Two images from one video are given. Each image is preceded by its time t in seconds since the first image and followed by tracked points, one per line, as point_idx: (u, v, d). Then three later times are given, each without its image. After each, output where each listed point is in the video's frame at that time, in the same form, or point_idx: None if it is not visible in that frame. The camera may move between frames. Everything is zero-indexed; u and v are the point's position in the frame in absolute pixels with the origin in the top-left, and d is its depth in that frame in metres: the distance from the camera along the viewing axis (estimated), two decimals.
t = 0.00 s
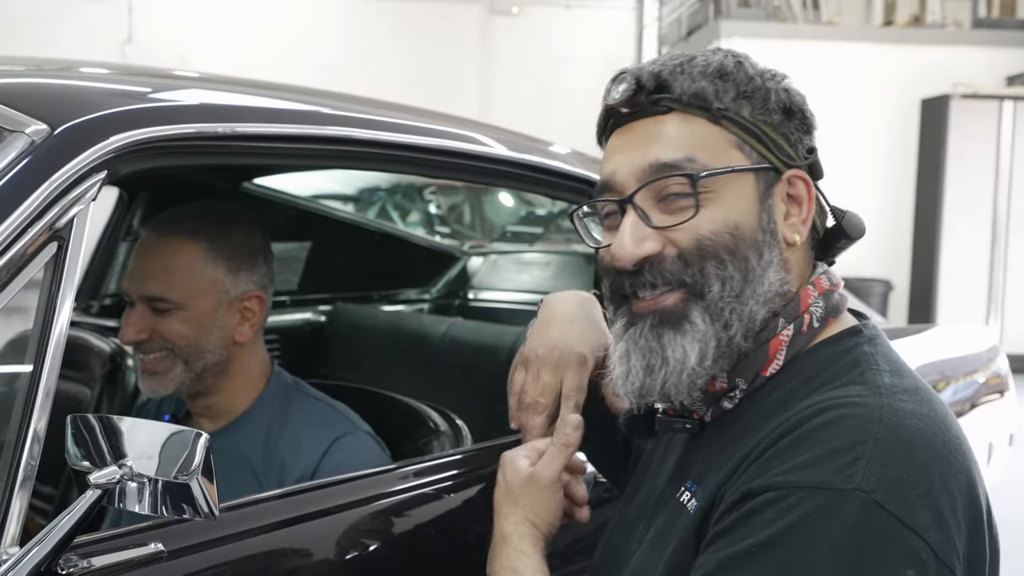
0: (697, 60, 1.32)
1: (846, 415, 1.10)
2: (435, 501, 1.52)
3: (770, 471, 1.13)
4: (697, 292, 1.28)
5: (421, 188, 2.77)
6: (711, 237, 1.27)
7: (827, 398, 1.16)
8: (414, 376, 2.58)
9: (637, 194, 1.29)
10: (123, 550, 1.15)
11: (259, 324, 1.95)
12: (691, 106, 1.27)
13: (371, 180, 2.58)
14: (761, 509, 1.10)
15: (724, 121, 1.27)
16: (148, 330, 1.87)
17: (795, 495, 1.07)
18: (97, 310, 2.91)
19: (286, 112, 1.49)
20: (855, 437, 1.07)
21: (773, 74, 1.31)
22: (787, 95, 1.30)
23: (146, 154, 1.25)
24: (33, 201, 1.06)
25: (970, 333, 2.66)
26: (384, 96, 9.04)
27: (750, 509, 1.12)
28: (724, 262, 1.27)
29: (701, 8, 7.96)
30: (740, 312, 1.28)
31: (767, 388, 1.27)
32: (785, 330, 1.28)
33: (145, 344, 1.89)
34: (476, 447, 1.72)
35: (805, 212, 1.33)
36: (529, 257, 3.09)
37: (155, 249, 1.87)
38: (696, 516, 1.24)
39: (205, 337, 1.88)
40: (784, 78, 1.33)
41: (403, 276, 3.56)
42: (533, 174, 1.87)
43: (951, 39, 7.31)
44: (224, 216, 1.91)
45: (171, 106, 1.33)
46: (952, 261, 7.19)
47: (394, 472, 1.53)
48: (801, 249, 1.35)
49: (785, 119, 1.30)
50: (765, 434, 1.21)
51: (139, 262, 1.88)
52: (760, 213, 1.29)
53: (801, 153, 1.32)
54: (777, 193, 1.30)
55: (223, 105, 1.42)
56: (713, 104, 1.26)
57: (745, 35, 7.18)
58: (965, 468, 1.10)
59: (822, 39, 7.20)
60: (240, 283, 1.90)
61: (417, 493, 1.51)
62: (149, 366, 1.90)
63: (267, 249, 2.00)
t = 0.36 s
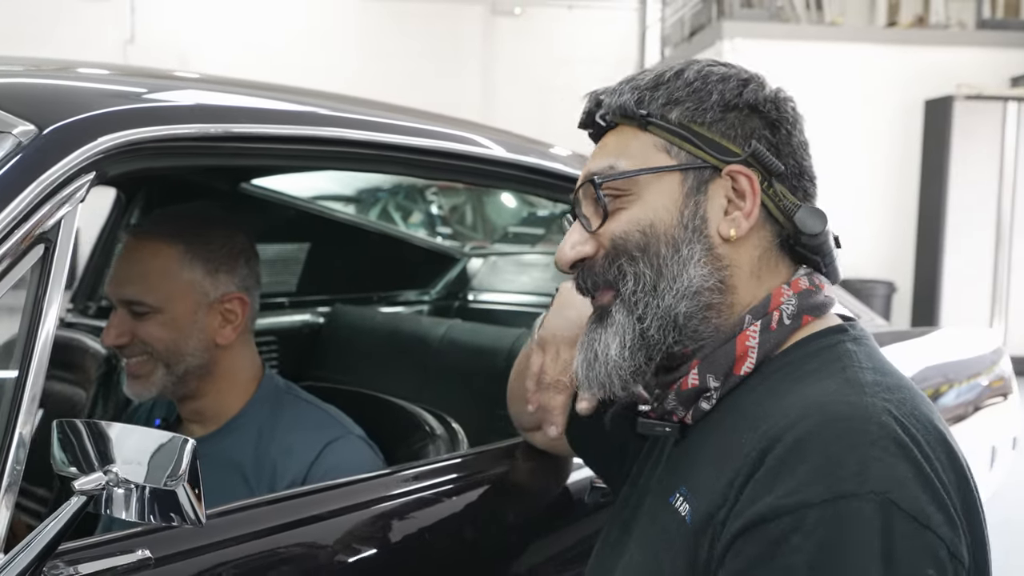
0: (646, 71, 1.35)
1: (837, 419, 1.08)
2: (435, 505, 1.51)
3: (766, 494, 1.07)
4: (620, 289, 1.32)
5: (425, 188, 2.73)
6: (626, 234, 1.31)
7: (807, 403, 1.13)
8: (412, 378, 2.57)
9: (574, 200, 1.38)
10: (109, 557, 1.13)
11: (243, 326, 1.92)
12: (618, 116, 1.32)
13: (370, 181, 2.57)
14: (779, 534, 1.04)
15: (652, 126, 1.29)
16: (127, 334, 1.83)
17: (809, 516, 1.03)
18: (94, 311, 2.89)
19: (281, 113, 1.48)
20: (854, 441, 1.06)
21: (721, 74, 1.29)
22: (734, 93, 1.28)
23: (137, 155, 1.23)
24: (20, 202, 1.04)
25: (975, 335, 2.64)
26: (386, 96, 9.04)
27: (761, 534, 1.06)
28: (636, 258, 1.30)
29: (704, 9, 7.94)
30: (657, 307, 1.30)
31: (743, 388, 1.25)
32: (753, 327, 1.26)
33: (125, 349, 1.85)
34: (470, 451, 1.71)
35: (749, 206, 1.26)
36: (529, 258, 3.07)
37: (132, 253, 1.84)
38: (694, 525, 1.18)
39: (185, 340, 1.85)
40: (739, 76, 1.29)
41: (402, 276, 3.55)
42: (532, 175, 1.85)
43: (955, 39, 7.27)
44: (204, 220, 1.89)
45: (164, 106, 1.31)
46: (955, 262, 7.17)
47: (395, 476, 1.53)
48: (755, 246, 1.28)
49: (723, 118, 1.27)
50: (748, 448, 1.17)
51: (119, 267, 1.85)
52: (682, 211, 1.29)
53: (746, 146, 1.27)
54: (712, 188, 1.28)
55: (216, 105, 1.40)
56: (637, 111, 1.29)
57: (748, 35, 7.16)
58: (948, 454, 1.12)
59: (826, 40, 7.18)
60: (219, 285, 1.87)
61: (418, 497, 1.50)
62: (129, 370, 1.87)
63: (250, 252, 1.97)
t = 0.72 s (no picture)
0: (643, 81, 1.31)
1: (854, 429, 1.06)
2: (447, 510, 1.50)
3: (782, 508, 1.04)
4: (661, 313, 1.27)
5: (446, 190, 2.71)
6: (663, 256, 1.26)
7: (819, 410, 1.10)
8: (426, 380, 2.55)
9: (591, 221, 1.29)
10: (109, 562, 1.11)
11: (244, 326, 1.90)
12: (632, 127, 1.26)
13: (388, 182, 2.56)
14: (803, 549, 1.01)
15: (667, 138, 1.25)
16: (129, 340, 1.82)
17: (833, 529, 1.00)
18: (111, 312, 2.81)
19: (293, 113, 1.46)
20: (875, 451, 1.03)
21: (725, 81, 1.28)
22: (741, 101, 1.26)
23: (141, 155, 1.22)
24: (21, 202, 1.03)
25: (999, 340, 2.56)
26: (406, 97, 9.02)
27: (783, 549, 1.02)
28: (677, 279, 1.26)
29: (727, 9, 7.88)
30: (704, 327, 1.26)
31: (754, 393, 1.23)
32: (765, 332, 1.24)
33: (127, 355, 1.84)
34: (481, 455, 1.69)
35: (772, 216, 1.27)
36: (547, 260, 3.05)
37: (132, 256, 1.84)
38: (699, 534, 1.17)
39: (186, 343, 1.84)
40: (740, 81, 1.28)
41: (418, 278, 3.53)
42: (549, 177, 1.83)
43: (982, 39, 7.18)
44: (201, 223, 1.88)
45: (173, 106, 1.30)
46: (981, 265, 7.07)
47: (402, 481, 1.52)
48: (776, 256, 1.30)
49: (737, 126, 1.25)
50: (752, 459, 1.15)
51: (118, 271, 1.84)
52: (715, 224, 1.26)
53: (764, 154, 1.27)
54: (736, 200, 1.26)
55: (224, 105, 1.38)
56: (654, 122, 1.24)
57: (772, 35, 7.07)
58: (964, 456, 1.11)
59: (851, 39, 7.10)
60: (219, 287, 1.86)
61: (432, 500, 1.50)
62: (132, 376, 1.86)
63: (251, 255, 1.96)
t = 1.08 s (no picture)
0: (765, 58, 1.21)
1: (850, 435, 1.03)
2: (467, 512, 1.47)
3: (770, 513, 1.03)
4: (690, 307, 1.23)
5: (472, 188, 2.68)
6: (718, 258, 1.21)
7: (818, 416, 1.08)
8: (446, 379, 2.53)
9: (660, 187, 1.22)
10: (111, 565, 1.09)
11: (247, 323, 1.88)
12: (743, 111, 1.17)
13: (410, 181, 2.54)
14: (785, 557, 0.99)
15: (771, 135, 1.18)
16: (133, 345, 1.78)
17: (814, 536, 0.98)
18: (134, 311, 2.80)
19: (308, 110, 1.44)
20: (868, 459, 1.01)
21: (844, 89, 1.21)
22: (852, 116, 1.20)
23: (150, 151, 1.20)
24: (24, 198, 1.02)
25: None
26: (435, 97, 9.03)
27: (765, 558, 1.01)
28: (722, 285, 1.21)
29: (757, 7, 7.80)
30: (725, 336, 1.23)
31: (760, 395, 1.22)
32: (782, 340, 1.23)
33: (134, 359, 1.82)
34: (495, 457, 1.67)
35: (830, 245, 1.25)
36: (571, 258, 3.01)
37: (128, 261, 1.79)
38: (694, 543, 1.14)
39: (190, 345, 1.81)
40: (855, 93, 1.22)
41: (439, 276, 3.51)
42: (567, 175, 1.80)
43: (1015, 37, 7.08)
44: (193, 224, 1.85)
45: (186, 102, 1.28)
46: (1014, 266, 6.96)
47: (413, 484, 1.49)
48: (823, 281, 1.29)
49: (839, 142, 1.21)
50: (747, 467, 1.13)
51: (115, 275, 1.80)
52: (780, 240, 1.22)
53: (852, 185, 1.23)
54: (805, 219, 1.23)
55: (235, 101, 1.36)
56: (764, 116, 1.17)
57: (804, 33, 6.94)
58: (966, 474, 1.07)
59: (885, 36, 6.97)
60: (217, 286, 1.82)
61: (451, 501, 1.47)
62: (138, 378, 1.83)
63: (250, 250, 1.93)
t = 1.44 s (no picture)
0: (833, 49, 1.20)
1: (824, 402, 1.03)
2: (478, 514, 1.45)
3: (743, 480, 1.02)
4: (728, 303, 1.19)
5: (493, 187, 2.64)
6: (768, 257, 1.18)
7: (805, 386, 1.07)
8: (463, 378, 2.51)
9: (714, 175, 1.18)
10: (111, 567, 1.08)
11: (245, 320, 1.85)
12: (809, 103, 1.15)
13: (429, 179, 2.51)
14: (752, 523, 0.99)
15: (832, 131, 1.15)
16: (134, 350, 1.77)
17: (779, 499, 0.98)
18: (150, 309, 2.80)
19: (320, 106, 1.42)
20: (838, 423, 1.00)
21: (904, 90, 1.20)
22: (908, 118, 1.20)
23: (154, 148, 1.19)
24: (26, 195, 1.00)
25: None
26: (467, 97, 9.21)
27: (734, 525, 1.01)
28: (767, 285, 1.18)
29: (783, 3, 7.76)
30: (763, 336, 1.20)
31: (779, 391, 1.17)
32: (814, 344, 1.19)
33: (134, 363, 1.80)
34: (510, 458, 1.65)
35: (874, 248, 1.23)
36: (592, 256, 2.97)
37: (121, 267, 1.76)
38: (690, 518, 1.15)
39: (186, 346, 1.80)
40: (916, 96, 1.22)
41: (457, 274, 3.47)
42: (584, 173, 1.77)
43: None
44: (181, 224, 1.83)
45: (195, 97, 1.27)
46: None
47: (424, 485, 1.47)
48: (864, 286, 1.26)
49: (897, 144, 1.20)
50: (733, 442, 1.13)
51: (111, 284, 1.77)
52: (829, 240, 1.19)
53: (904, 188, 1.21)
54: (854, 221, 1.20)
55: (244, 97, 1.34)
56: (828, 110, 1.15)
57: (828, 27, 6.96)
58: (953, 457, 1.05)
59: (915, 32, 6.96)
60: (210, 285, 1.79)
61: (460, 504, 1.45)
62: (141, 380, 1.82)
63: (245, 245, 1.90)
